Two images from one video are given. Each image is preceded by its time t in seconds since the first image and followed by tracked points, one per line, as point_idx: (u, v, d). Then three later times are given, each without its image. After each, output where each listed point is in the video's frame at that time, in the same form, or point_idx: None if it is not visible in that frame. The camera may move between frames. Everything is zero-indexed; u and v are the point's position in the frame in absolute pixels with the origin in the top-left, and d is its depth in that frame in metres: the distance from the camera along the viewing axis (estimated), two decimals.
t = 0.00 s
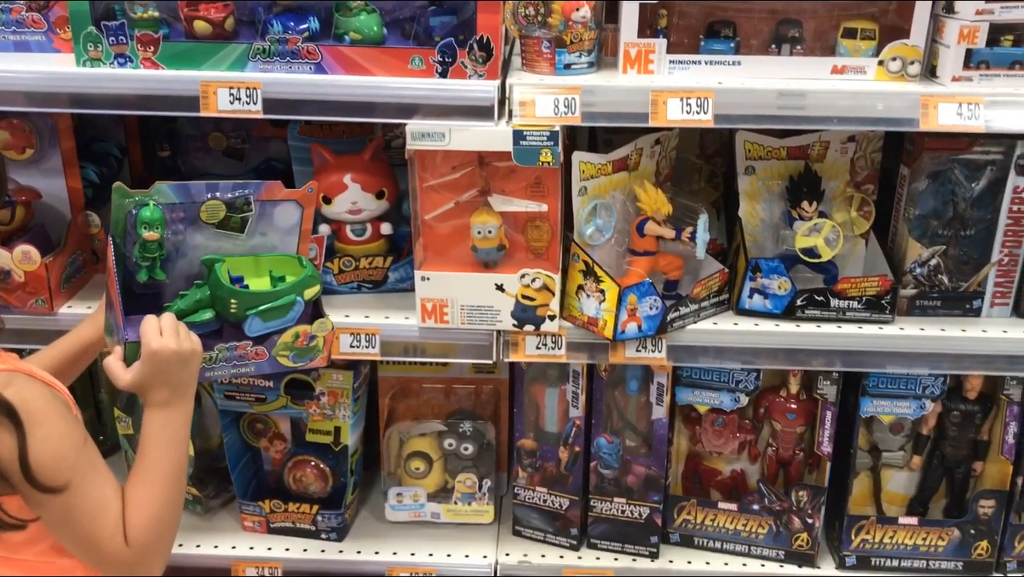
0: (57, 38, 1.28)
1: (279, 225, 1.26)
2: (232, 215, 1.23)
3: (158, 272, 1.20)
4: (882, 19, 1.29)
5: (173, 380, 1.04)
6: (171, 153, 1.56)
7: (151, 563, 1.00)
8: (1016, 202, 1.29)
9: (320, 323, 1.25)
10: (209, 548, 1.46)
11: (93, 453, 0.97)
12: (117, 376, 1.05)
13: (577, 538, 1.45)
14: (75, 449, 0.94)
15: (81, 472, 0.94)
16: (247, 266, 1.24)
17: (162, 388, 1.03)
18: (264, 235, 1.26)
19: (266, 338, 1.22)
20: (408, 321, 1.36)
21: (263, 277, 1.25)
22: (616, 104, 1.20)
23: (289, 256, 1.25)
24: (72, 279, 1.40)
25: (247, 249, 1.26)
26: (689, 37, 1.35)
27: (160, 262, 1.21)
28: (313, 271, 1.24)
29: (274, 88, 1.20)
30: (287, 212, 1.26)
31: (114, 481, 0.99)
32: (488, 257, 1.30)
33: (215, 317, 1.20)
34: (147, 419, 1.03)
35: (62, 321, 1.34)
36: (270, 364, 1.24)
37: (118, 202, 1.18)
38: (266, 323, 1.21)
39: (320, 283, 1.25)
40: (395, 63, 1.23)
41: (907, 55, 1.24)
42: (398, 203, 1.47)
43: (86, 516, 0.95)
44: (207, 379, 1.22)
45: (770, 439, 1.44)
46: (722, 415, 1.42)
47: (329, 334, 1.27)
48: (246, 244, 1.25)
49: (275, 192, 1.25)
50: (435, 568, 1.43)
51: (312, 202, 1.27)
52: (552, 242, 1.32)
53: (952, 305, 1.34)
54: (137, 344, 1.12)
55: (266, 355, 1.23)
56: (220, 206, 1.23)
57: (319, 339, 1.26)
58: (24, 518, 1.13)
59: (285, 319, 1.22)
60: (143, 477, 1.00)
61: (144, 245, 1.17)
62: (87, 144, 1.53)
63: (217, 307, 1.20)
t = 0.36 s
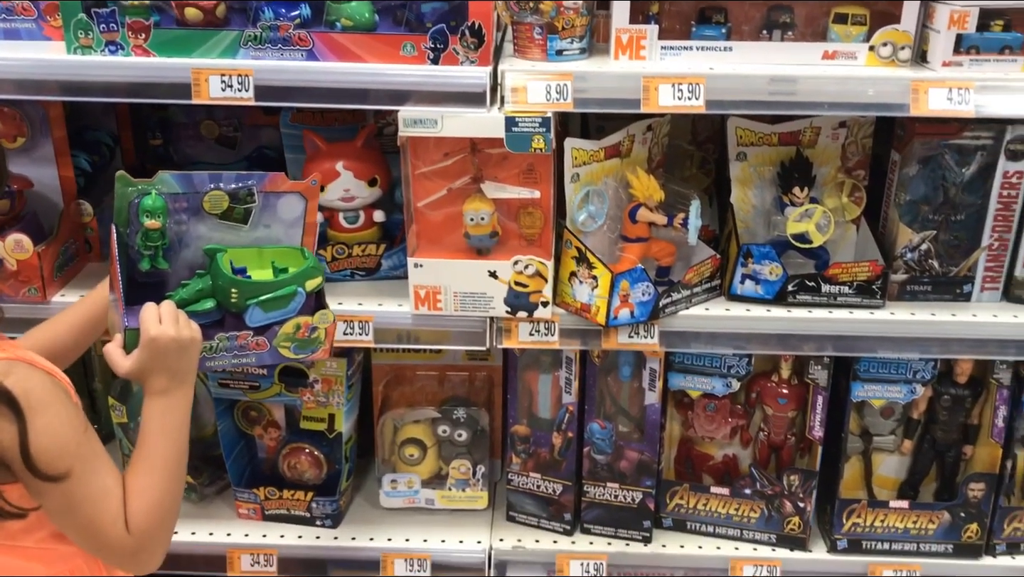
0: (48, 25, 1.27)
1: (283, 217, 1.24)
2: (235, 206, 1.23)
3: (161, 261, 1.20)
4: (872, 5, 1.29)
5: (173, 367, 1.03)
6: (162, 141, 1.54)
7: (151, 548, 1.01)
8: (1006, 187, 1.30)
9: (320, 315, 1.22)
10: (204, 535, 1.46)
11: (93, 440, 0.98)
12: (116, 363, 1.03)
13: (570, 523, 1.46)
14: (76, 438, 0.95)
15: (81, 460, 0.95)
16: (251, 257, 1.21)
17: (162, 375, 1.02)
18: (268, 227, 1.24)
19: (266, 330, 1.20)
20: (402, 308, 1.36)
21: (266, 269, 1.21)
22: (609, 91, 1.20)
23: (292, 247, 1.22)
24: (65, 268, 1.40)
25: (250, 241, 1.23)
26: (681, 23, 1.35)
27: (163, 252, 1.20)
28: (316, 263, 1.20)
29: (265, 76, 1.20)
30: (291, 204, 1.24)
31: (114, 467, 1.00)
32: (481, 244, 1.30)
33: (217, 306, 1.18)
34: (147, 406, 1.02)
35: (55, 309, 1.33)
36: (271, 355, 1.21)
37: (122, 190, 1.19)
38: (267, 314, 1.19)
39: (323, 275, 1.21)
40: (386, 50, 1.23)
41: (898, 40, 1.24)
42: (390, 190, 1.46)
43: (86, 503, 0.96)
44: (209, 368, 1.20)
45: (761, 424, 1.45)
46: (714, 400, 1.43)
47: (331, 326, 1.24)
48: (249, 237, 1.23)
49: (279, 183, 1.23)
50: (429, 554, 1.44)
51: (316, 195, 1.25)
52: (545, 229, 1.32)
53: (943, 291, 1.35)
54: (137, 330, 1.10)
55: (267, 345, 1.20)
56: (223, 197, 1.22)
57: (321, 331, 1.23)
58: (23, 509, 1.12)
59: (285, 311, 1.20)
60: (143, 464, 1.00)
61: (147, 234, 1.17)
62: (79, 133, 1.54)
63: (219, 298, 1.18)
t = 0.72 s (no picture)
0: (38, 13, 1.27)
1: (285, 208, 1.24)
2: (237, 196, 1.22)
3: (164, 251, 1.20)
4: None
5: (174, 356, 1.04)
6: (154, 130, 1.55)
7: (157, 536, 1.03)
8: (994, 171, 1.31)
9: (323, 305, 1.23)
10: (199, 522, 1.47)
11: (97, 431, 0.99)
12: (118, 352, 1.05)
13: (563, 507, 1.48)
14: (80, 429, 0.95)
15: (85, 452, 0.96)
16: (253, 247, 1.21)
17: (164, 364, 1.03)
18: (270, 218, 1.24)
19: (269, 319, 1.21)
20: (394, 295, 1.36)
21: (268, 259, 1.22)
22: (600, 77, 1.20)
23: (295, 237, 1.22)
24: (57, 256, 1.40)
25: (253, 231, 1.24)
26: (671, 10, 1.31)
27: (165, 241, 1.21)
28: (318, 253, 1.22)
29: (256, 63, 1.20)
30: (292, 195, 1.23)
31: (117, 458, 1.01)
32: (473, 231, 1.31)
33: (219, 296, 1.20)
34: (150, 395, 1.04)
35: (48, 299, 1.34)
36: (275, 345, 1.22)
37: (124, 180, 1.17)
38: (270, 303, 1.21)
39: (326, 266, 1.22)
40: (377, 37, 1.23)
41: (886, 26, 1.25)
42: (382, 176, 1.46)
43: (91, 494, 0.97)
44: (213, 356, 1.21)
45: (752, 408, 1.46)
46: (705, 385, 1.44)
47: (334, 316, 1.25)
48: (252, 227, 1.24)
49: (280, 174, 1.22)
50: (423, 539, 1.45)
51: (317, 184, 1.24)
52: (536, 216, 1.32)
53: (932, 275, 1.36)
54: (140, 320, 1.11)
55: (270, 335, 1.22)
56: (225, 187, 1.22)
57: (323, 320, 1.24)
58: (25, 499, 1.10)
59: (287, 300, 1.21)
60: (147, 453, 1.01)
61: (149, 224, 1.17)
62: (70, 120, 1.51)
63: (221, 288, 1.19)
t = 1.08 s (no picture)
0: None
1: (287, 196, 1.25)
2: (239, 184, 1.24)
3: (165, 240, 1.22)
4: None
5: (176, 343, 1.06)
6: (144, 113, 1.55)
7: (162, 525, 1.04)
8: (982, 150, 1.31)
9: (325, 293, 1.24)
10: (192, 504, 1.47)
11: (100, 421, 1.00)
12: (120, 341, 1.07)
13: (555, 487, 1.49)
14: (84, 421, 0.96)
15: (89, 442, 0.96)
16: (254, 236, 1.22)
17: (165, 351, 1.06)
18: (272, 206, 1.25)
19: (271, 308, 1.22)
20: (386, 276, 1.37)
21: (270, 247, 1.23)
22: (588, 58, 1.21)
23: (297, 226, 1.23)
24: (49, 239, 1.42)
25: (255, 220, 1.25)
26: None
27: (167, 230, 1.23)
28: (319, 241, 1.22)
29: (246, 45, 1.20)
30: (294, 182, 1.25)
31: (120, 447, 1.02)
32: (464, 212, 1.31)
33: (221, 285, 1.21)
34: (153, 383, 1.06)
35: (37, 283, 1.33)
36: (277, 333, 1.23)
37: (125, 169, 1.21)
38: (271, 292, 1.21)
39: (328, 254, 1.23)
40: (365, 18, 1.23)
41: (875, 5, 1.25)
42: (373, 158, 1.47)
43: (96, 484, 0.97)
44: (214, 345, 1.22)
45: (742, 387, 1.47)
46: (696, 364, 1.45)
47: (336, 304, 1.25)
48: (254, 216, 1.25)
49: (282, 162, 1.25)
50: (417, 519, 1.46)
51: (319, 172, 1.26)
52: (527, 196, 1.32)
53: (920, 254, 1.37)
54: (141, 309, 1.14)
55: (272, 324, 1.22)
56: (227, 175, 1.23)
57: (326, 309, 1.24)
58: (27, 487, 1.12)
59: (289, 289, 1.21)
60: (151, 441, 1.03)
61: (150, 212, 1.19)
62: (59, 103, 1.51)
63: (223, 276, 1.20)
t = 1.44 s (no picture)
0: None
1: (292, 184, 1.24)
2: (242, 172, 1.21)
3: (167, 229, 1.20)
4: None
5: (178, 334, 1.04)
6: (137, 96, 1.54)
7: (163, 516, 1.04)
8: (972, 130, 1.32)
9: (329, 284, 1.22)
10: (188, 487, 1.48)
11: (103, 412, 1.01)
12: (123, 330, 1.06)
13: (548, 467, 1.50)
14: (86, 413, 0.97)
15: (88, 434, 0.97)
16: (259, 224, 1.22)
17: (167, 342, 1.04)
18: (277, 194, 1.24)
19: (274, 298, 1.21)
20: (379, 259, 1.37)
21: (274, 236, 1.22)
22: (581, 40, 1.21)
23: (301, 214, 1.23)
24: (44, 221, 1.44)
25: (260, 208, 1.24)
26: None
27: (171, 219, 1.21)
28: (323, 231, 1.21)
29: (238, 26, 1.19)
30: (300, 169, 1.24)
31: (123, 438, 1.02)
32: (457, 194, 1.32)
33: (224, 275, 1.20)
34: (155, 373, 1.04)
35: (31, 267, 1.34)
36: (280, 323, 1.22)
37: (127, 157, 1.17)
38: (275, 281, 1.20)
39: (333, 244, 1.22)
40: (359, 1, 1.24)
41: None
42: (366, 141, 1.47)
43: (96, 474, 0.98)
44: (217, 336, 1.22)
45: (734, 367, 1.48)
46: (688, 344, 1.46)
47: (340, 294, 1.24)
48: (259, 204, 1.23)
49: (286, 149, 1.23)
50: (412, 500, 1.47)
51: (324, 159, 1.24)
52: (519, 177, 1.32)
53: (910, 235, 1.38)
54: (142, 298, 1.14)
55: (275, 314, 1.21)
56: (230, 163, 1.21)
57: (330, 299, 1.22)
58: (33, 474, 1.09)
59: (293, 279, 1.20)
60: (153, 433, 1.02)
61: (154, 201, 1.17)
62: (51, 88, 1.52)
63: (225, 266, 1.20)
